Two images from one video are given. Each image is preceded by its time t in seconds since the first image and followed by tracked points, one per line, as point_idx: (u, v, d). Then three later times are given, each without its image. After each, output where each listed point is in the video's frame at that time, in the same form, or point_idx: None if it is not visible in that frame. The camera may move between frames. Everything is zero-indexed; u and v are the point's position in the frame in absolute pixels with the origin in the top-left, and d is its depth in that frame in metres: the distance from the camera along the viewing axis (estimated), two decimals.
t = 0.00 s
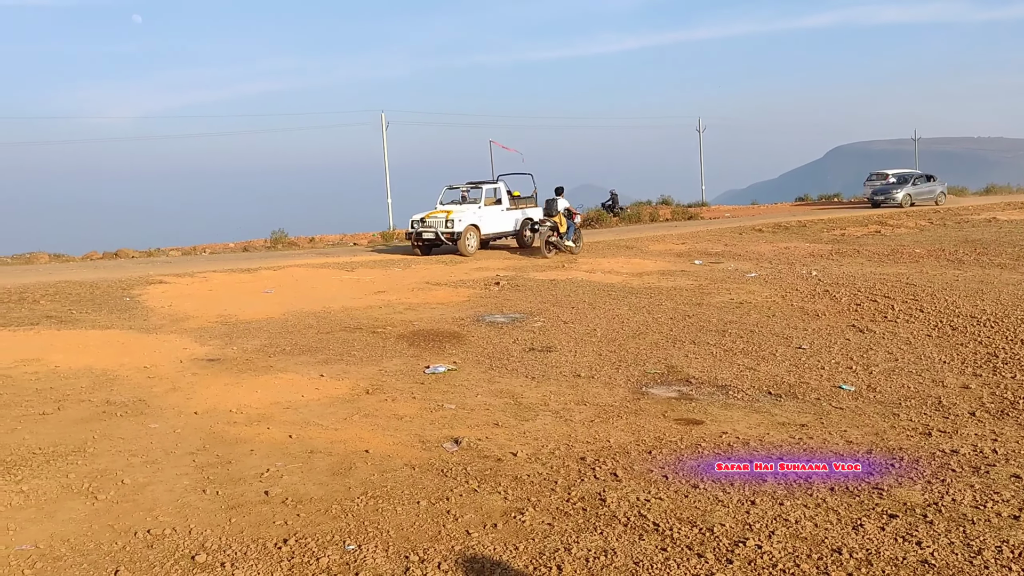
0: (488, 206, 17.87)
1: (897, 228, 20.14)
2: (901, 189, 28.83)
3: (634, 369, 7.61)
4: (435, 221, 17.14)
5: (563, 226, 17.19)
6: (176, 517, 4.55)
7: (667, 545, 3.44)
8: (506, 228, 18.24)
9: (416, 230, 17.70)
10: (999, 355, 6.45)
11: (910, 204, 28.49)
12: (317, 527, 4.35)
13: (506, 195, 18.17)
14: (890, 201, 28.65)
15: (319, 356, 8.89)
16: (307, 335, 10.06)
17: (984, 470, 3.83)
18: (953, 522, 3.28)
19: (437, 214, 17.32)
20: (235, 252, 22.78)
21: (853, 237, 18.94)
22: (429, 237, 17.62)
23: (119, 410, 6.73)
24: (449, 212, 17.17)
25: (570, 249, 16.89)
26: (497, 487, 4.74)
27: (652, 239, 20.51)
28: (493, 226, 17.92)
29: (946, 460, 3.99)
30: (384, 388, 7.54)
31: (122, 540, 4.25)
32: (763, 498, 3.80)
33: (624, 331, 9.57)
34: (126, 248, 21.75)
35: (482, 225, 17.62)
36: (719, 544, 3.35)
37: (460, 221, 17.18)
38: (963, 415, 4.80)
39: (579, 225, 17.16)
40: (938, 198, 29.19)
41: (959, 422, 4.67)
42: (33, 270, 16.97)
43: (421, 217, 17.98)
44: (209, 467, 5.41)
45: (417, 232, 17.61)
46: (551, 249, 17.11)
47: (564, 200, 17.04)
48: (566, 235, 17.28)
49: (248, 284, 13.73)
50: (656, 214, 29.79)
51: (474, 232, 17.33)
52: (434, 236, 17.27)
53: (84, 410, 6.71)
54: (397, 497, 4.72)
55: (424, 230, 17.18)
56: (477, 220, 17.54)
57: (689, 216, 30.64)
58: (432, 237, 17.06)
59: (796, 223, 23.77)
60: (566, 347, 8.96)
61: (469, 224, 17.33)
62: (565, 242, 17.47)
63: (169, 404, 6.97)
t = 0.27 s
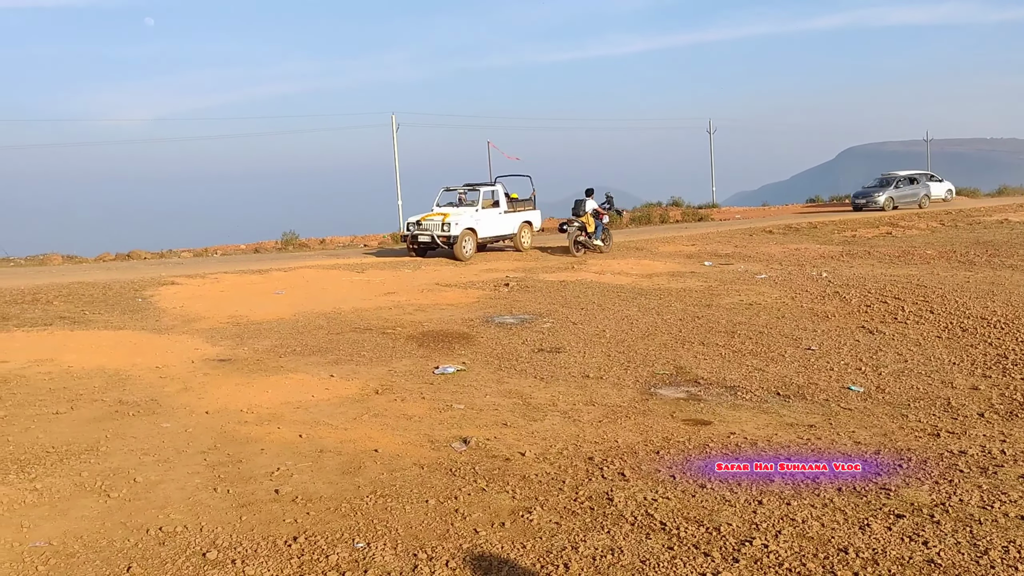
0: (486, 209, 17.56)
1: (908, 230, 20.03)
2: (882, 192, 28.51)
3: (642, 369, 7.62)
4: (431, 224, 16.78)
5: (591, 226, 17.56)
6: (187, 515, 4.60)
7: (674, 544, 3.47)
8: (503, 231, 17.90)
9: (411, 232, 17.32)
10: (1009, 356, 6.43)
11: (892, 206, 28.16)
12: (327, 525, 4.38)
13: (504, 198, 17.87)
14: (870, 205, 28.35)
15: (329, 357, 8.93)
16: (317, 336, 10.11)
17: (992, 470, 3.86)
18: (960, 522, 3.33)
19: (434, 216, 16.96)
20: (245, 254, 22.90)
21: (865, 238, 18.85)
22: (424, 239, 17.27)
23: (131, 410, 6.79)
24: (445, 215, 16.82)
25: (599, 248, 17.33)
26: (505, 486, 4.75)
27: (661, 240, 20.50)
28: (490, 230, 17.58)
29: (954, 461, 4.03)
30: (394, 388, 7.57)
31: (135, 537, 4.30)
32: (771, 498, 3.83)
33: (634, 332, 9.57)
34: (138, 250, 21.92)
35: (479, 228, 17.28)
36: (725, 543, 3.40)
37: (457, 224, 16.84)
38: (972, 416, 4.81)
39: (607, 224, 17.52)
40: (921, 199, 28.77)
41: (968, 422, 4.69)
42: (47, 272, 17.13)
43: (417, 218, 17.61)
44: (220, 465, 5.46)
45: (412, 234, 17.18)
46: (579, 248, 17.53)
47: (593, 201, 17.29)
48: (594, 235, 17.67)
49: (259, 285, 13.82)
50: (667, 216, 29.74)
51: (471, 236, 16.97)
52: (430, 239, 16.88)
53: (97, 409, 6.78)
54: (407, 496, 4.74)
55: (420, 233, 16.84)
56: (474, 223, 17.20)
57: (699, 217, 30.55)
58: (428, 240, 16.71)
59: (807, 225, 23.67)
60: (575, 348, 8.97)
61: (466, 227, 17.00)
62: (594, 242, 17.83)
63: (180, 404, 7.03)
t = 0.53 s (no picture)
0: (483, 212, 17.17)
1: (919, 231, 19.93)
2: (860, 196, 28.20)
3: (652, 371, 7.63)
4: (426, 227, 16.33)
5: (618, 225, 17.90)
6: (198, 515, 4.64)
7: (682, 544, 3.50)
8: (500, 236, 17.49)
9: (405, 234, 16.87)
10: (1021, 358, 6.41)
11: (871, 211, 27.85)
12: (338, 525, 4.41)
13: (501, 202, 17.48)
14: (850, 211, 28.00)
15: (339, 358, 8.98)
16: (328, 337, 10.17)
17: (1002, 472, 3.90)
18: (969, 523, 3.38)
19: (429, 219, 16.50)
20: (256, 255, 23.01)
21: (876, 240, 18.78)
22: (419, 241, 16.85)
23: (143, 411, 6.85)
24: (441, 218, 16.36)
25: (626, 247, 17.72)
26: (514, 486, 4.77)
27: (671, 242, 20.47)
28: (487, 233, 17.22)
29: (964, 463, 4.07)
30: (404, 389, 7.61)
31: (146, 537, 4.34)
32: (779, 499, 3.87)
33: (643, 333, 9.57)
34: (150, 251, 22.09)
35: (476, 231, 16.92)
36: (734, 543, 3.43)
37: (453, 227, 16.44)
38: (982, 418, 4.83)
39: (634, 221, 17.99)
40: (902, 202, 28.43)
41: (978, 424, 4.71)
42: (60, 274, 17.28)
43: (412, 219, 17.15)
44: (231, 466, 5.50)
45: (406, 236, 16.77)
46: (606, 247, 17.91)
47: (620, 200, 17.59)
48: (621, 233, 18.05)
49: (269, 287, 13.89)
50: (676, 217, 29.69)
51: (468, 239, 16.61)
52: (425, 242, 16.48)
53: (108, 410, 6.84)
54: (416, 497, 4.77)
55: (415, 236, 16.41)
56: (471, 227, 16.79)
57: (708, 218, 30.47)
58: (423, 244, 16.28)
59: (817, 226, 23.58)
60: (584, 349, 8.99)
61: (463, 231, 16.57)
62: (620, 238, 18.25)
63: (191, 405, 7.08)
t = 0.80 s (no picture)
0: (476, 215, 16.80)
1: (930, 233, 19.82)
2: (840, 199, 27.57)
3: (661, 372, 7.63)
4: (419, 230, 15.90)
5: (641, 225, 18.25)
6: (209, 516, 4.67)
7: (692, 546, 3.51)
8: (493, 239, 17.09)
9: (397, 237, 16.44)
10: None
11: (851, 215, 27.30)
12: (347, 527, 4.43)
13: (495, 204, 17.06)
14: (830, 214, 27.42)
15: (349, 360, 9.02)
16: (337, 339, 10.22)
17: (1013, 474, 3.92)
18: (980, 525, 3.40)
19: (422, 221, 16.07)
20: (265, 257, 23.09)
21: (886, 241, 18.69)
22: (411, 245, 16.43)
23: (154, 412, 6.91)
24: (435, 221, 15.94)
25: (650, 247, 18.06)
26: (524, 488, 4.77)
27: (680, 243, 20.44)
28: (481, 236, 16.86)
29: (974, 465, 4.08)
30: (413, 391, 7.64)
31: (157, 538, 4.38)
32: (789, 501, 3.88)
33: (652, 335, 9.56)
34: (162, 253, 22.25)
35: (469, 234, 16.56)
36: (743, 545, 3.44)
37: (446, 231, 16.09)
38: (993, 420, 4.83)
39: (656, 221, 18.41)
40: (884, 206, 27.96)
41: (989, 426, 4.71)
42: (71, 275, 17.38)
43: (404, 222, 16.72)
44: (241, 467, 5.54)
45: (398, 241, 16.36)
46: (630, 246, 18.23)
47: (643, 201, 17.96)
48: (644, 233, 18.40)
49: (279, 289, 13.94)
50: (685, 218, 29.64)
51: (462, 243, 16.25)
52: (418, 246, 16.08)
53: (120, 411, 6.90)
54: (426, 498, 4.78)
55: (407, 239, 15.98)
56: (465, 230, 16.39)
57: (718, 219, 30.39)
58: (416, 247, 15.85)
59: (827, 228, 23.48)
60: (594, 351, 8.99)
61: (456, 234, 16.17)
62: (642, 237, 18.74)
63: (202, 406, 7.13)
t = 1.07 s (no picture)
0: (469, 220, 16.25)
1: (940, 236, 19.72)
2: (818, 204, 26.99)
3: (669, 375, 7.61)
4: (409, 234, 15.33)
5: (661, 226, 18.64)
6: (217, 517, 4.70)
7: (699, 548, 3.52)
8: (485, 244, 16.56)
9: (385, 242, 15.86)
10: None
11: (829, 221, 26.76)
12: (355, 528, 4.45)
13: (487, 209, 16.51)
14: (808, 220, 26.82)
15: (356, 362, 9.04)
16: (345, 342, 10.24)
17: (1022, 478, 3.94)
18: (988, 528, 3.43)
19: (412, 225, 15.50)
20: (274, 260, 23.20)
21: (895, 245, 18.61)
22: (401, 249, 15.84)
23: (163, 414, 6.94)
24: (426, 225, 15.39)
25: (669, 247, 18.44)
26: (531, 490, 4.77)
27: (688, 247, 20.39)
28: (473, 242, 16.30)
29: (983, 468, 4.10)
30: (421, 393, 7.65)
31: (166, 539, 4.40)
32: (797, 504, 3.88)
33: (660, 338, 9.55)
34: (171, 257, 22.35)
35: (462, 240, 16.01)
36: (751, 547, 3.45)
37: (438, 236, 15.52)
38: (1002, 423, 4.83)
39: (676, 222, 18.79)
40: (862, 212, 27.52)
41: (998, 429, 4.72)
42: (81, 278, 17.50)
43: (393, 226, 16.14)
44: (249, 469, 5.56)
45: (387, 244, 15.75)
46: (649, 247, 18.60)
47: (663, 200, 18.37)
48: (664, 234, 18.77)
49: (287, 293, 14.00)
50: (693, 222, 29.57)
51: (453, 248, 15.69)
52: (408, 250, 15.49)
53: (130, 413, 6.94)
54: (433, 500, 4.79)
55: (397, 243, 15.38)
56: (456, 235, 15.85)
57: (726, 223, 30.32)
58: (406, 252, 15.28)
59: (836, 231, 23.40)
60: (601, 354, 8.98)
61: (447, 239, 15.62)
62: (661, 238, 19.10)
63: (210, 408, 7.16)
